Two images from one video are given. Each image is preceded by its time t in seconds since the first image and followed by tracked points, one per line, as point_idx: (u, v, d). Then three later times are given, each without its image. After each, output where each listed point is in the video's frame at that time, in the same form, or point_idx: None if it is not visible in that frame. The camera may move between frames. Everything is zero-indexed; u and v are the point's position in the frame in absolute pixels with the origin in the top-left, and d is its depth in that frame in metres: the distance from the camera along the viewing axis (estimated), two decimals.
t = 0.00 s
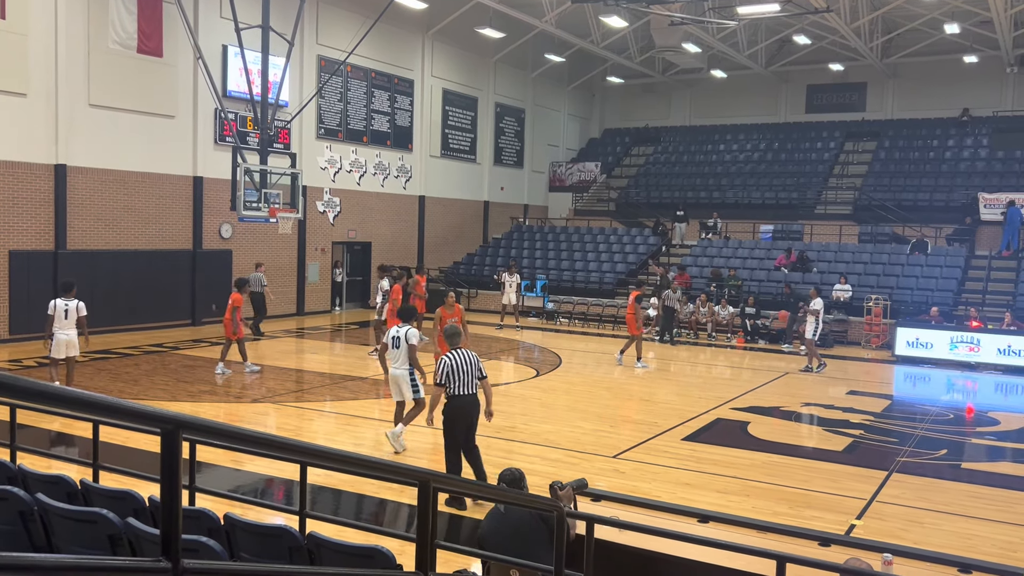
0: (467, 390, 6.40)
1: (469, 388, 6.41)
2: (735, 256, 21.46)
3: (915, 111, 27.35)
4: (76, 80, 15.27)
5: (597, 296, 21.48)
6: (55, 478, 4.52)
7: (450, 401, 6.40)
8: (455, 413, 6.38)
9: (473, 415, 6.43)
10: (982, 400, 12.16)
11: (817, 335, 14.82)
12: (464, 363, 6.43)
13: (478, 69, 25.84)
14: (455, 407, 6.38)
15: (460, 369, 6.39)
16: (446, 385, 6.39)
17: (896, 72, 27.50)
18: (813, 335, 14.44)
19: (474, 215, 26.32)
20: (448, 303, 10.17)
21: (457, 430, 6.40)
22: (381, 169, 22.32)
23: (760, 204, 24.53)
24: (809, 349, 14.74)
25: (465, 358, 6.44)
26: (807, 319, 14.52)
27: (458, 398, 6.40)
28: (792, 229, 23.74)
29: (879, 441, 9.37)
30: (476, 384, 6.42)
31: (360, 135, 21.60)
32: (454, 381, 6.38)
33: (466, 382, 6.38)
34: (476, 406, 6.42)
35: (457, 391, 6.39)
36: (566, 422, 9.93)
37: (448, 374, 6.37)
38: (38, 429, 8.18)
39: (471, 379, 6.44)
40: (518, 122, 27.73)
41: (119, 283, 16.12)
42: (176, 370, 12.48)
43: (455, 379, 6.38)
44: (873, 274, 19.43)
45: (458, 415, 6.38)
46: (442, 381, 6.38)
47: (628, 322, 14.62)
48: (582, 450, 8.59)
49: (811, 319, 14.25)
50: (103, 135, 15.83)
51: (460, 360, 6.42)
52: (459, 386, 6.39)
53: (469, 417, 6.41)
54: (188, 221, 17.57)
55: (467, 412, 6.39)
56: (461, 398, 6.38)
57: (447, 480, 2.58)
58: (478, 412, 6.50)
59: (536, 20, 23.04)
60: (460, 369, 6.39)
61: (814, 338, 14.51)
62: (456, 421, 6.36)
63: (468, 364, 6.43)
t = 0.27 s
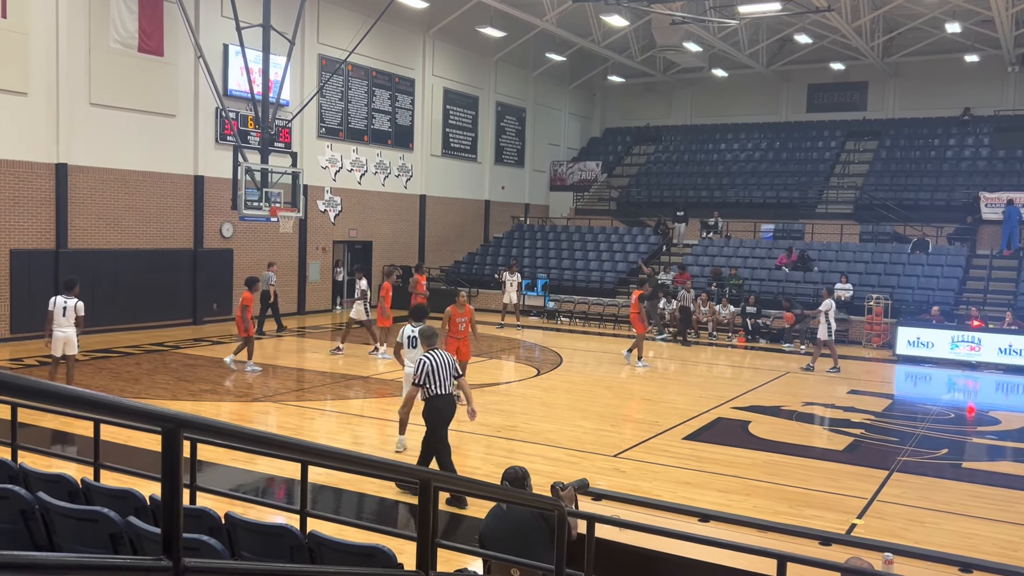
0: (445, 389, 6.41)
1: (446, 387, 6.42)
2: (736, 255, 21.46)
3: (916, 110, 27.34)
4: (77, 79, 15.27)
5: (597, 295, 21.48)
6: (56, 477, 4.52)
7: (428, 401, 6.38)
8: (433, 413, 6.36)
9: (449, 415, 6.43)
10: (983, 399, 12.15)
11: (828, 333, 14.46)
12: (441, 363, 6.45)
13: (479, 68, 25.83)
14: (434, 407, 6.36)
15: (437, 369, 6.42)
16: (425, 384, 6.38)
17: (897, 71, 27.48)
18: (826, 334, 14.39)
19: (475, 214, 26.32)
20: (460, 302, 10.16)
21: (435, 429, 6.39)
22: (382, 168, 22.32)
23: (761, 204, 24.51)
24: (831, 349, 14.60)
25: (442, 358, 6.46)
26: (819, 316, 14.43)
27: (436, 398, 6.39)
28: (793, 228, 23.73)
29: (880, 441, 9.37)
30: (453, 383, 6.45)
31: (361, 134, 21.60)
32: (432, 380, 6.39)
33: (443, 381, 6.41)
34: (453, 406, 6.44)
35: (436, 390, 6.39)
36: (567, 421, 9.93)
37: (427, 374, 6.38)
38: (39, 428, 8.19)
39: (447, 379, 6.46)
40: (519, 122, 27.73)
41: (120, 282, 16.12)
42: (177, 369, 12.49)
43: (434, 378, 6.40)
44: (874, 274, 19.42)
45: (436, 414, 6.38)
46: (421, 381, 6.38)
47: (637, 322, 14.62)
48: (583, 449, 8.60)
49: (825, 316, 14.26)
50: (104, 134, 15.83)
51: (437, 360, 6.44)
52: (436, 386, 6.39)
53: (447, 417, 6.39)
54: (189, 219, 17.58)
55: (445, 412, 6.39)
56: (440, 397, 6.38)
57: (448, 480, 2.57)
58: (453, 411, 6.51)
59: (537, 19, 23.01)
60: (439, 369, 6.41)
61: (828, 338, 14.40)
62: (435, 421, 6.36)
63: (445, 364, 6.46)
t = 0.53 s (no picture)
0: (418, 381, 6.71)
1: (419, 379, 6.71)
2: (737, 255, 21.46)
3: (917, 110, 27.33)
4: (79, 79, 15.28)
5: (598, 295, 21.48)
6: (57, 475, 4.52)
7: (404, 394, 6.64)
8: (408, 404, 6.66)
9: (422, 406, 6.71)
10: (984, 399, 12.15)
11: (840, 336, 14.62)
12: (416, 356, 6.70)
13: (480, 67, 25.83)
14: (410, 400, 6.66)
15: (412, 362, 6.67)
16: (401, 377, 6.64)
17: (898, 71, 27.48)
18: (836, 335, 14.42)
19: (476, 213, 26.33)
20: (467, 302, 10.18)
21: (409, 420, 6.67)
22: (383, 167, 22.32)
23: (763, 203, 24.49)
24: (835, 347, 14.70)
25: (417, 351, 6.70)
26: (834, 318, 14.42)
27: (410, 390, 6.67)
28: (794, 227, 23.73)
29: (880, 440, 9.37)
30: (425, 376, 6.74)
31: (362, 134, 21.60)
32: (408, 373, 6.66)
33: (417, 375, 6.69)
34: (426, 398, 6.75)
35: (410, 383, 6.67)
36: (568, 421, 9.94)
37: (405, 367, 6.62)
38: (39, 428, 8.19)
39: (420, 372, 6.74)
40: (520, 121, 27.74)
41: (121, 281, 16.12)
42: (178, 368, 12.50)
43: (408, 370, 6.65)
44: (875, 273, 19.41)
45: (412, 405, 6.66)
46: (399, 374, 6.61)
47: (636, 321, 14.61)
48: (584, 449, 8.60)
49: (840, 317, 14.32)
50: (106, 133, 15.84)
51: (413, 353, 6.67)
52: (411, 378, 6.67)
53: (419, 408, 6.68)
54: (190, 218, 17.59)
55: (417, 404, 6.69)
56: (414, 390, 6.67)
57: (449, 479, 2.57)
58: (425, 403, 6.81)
59: (538, 19, 22.99)
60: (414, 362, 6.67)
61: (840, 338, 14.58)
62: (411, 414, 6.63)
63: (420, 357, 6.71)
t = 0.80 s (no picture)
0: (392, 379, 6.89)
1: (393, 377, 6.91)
2: (739, 254, 21.45)
3: (919, 109, 27.32)
4: (80, 78, 15.28)
5: (600, 294, 21.48)
6: (58, 475, 4.52)
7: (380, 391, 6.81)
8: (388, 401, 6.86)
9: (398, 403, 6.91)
10: (985, 399, 12.15)
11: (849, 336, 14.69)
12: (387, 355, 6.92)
13: (481, 67, 25.83)
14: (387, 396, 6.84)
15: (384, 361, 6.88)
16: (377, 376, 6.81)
17: (900, 70, 27.46)
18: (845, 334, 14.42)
19: (477, 213, 26.33)
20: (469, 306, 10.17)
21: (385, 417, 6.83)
22: (384, 167, 22.33)
23: (764, 203, 24.46)
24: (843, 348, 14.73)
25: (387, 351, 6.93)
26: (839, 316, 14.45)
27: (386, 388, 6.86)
28: (795, 227, 23.73)
29: (881, 440, 9.37)
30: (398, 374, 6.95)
31: (363, 133, 21.60)
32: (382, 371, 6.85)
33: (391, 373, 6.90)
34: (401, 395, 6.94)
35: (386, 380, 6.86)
36: (569, 420, 9.94)
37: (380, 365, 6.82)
38: (40, 427, 8.20)
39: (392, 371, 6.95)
40: (520, 120, 27.74)
41: (123, 280, 16.14)
42: (179, 368, 12.51)
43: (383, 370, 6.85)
44: (876, 273, 19.40)
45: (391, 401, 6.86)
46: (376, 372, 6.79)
47: (631, 320, 14.60)
48: (584, 448, 8.60)
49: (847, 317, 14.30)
50: (108, 133, 15.86)
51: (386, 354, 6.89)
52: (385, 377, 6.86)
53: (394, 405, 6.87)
54: (191, 218, 17.60)
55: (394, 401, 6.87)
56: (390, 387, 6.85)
57: (451, 478, 2.57)
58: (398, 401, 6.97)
59: (540, 18, 22.97)
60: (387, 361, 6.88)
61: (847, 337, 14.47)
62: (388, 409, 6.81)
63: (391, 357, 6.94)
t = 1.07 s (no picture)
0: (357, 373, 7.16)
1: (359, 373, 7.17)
2: (740, 254, 21.45)
3: (920, 109, 27.31)
4: (82, 78, 15.28)
5: (601, 294, 21.47)
6: (59, 475, 4.53)
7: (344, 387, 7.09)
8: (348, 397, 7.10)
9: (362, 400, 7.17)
10: (986, 399, 12.15)
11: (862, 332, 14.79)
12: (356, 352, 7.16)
13: (482, 67, 25.82)
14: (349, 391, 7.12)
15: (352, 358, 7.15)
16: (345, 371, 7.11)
17: (901, 70, 27.45)
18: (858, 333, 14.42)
19: (478, 213, 26.33)
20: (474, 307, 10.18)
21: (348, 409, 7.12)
22: (385, 167, 22.34)
23: (765, 203, 24.43)
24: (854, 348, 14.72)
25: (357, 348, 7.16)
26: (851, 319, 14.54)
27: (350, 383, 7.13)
28: (796, 227, 23.71)
29: (882, 440, 9.37)
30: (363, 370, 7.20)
31: (364, 133, 21.61)
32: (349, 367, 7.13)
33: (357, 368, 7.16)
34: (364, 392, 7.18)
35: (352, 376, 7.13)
36: (570, 420, 9.94)
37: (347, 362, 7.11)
38: (41, 426, 8.20)
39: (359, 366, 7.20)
40: (521, 120, 27.74)
41: (124, 280, 16.14)
42: (179, 367, 12.51)
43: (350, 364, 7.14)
44: (877, 273, 19.39)
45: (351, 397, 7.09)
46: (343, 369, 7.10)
47: (625, 319, 14.59)
48: (585, 448, 8.60)
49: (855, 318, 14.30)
50: (109, 132, 15.85)
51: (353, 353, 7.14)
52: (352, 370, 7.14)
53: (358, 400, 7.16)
54: (192, 217, 17.60)
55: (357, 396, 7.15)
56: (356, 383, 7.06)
57: (452, 477, 2.57)
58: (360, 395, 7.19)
59: (541, 18, 22.95)
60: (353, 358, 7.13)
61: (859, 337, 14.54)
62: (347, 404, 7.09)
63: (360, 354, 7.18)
